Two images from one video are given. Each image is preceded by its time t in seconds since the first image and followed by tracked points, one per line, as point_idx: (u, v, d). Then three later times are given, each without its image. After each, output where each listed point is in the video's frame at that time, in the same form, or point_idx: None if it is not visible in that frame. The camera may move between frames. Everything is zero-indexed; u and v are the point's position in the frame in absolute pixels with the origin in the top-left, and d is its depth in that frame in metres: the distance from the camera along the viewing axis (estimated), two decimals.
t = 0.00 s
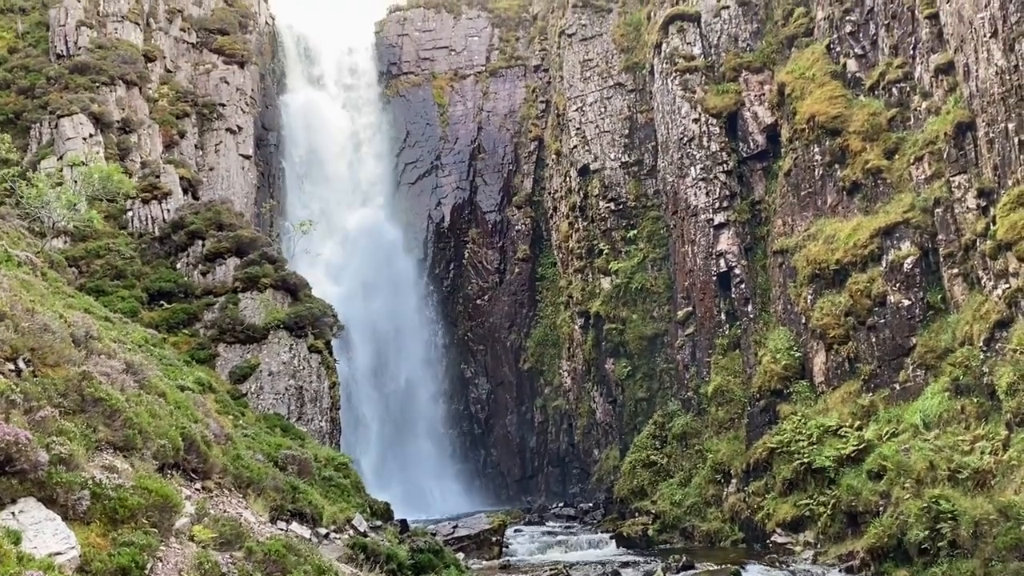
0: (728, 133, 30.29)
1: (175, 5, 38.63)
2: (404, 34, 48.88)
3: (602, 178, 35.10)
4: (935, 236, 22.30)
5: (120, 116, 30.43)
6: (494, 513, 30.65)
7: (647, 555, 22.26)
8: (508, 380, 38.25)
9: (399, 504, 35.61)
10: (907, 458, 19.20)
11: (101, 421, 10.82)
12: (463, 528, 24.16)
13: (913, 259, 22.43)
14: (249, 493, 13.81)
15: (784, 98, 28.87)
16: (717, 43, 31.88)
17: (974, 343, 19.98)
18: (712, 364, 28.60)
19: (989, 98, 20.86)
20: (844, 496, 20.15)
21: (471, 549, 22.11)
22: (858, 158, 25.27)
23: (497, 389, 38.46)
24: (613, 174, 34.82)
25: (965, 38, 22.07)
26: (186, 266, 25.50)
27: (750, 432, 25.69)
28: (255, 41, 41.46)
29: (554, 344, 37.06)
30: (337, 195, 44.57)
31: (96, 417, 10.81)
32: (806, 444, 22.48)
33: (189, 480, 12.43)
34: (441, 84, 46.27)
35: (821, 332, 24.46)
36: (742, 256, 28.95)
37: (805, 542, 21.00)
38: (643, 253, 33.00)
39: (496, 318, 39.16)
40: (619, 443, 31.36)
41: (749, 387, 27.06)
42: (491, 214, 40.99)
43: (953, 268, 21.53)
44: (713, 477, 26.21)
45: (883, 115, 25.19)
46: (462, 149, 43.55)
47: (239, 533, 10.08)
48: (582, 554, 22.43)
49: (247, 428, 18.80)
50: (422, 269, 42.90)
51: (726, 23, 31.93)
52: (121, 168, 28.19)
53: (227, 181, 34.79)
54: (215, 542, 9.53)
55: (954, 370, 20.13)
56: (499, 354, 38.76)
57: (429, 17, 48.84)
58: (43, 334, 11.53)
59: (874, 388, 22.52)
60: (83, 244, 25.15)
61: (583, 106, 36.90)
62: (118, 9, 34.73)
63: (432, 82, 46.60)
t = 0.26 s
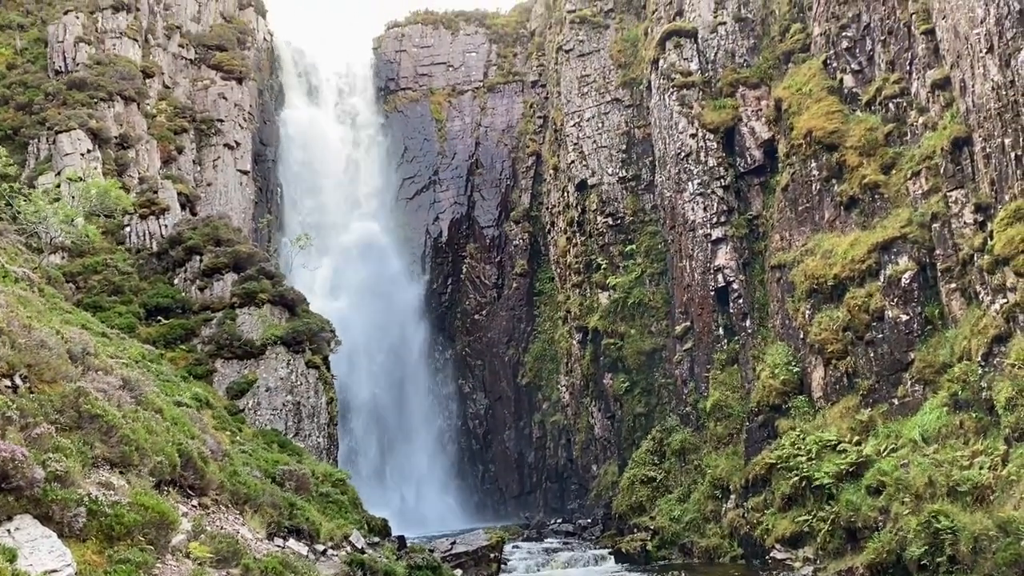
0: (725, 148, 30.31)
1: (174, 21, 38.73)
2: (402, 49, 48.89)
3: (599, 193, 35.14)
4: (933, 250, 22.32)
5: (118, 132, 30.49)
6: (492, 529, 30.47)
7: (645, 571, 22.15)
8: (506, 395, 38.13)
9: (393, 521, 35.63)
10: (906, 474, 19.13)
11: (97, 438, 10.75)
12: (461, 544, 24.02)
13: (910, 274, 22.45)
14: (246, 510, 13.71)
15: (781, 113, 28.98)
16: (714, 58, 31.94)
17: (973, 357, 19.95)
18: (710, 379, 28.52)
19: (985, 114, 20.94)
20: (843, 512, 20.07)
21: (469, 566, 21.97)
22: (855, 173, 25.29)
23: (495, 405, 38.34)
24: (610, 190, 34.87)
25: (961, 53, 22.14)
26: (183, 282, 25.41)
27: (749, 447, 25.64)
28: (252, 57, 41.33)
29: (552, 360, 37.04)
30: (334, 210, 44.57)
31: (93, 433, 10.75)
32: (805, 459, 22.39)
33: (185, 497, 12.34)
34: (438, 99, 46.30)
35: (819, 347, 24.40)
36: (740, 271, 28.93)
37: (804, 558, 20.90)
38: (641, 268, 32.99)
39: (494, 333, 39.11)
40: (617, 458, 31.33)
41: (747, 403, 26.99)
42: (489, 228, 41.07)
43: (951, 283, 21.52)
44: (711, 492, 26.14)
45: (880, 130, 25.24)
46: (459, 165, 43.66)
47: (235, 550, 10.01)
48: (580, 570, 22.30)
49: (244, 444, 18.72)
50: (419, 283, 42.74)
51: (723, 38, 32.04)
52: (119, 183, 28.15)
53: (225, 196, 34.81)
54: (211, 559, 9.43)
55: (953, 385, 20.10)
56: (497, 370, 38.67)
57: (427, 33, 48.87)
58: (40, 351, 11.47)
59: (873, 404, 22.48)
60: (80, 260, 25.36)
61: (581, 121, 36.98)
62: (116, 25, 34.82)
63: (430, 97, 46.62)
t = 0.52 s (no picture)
0: (722, 163, 30.37)
1: (173, 37, 38.89)
2: (400, 65, 49.05)
3: (597, 208, 35.23)
4: (930, 265, 22.36)
5: (117, 148, 30.59)
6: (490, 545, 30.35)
7: None
8: (504, 410, 38.06)
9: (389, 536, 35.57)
10: (904, 489, 19.12)
11: (95, 454, 10.72)
12: (459, 560, 23.94)
13: (908, 288, 22.48)
14: (244, 526, 13.66)
15: (778, 128, 29.04)
16: (711, 74, 31.95)
17: (970, 372, 19.96)
18: (709, 394, 28.49)
19: (981, 129, 21.04)
20: (841, 527, 20.03)
21: None
22: (852, 188, 25.34)
23: (494, 419, 38.28)
24: (608, 205, 34.94)
25: (956, 69, 22.27)
26: (182, 297, 25.49)
27: (747, 462, 25.62)
28: (251, 73, 41.53)
29: (550, 375, 36.93)
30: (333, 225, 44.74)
31: (90, 449, 10.72)
32: (803, 474, 22.32)
33: (183, 513, 12.29)
34: (437, 115, 46.34)
35: (817, 362, 24.38)
36: (737, 285, 28.94)
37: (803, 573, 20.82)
38: (639, 283, 33.02)
39: (493, 348, 39.08)
40: (616, 473, 31.33)
41: (745, 418, 26.96)
42: (487, 243, 41.10)
43: (948, 297, 21.56)
44: (710, 507, 26.09)
45: (876, 145, 25.30)
46: (457, 179, 43.71)
47: (233, 568, 9.97)
48: None
49: (242, 460, 18.68)
50: (417, 297, 42.75)
51: (719, 54, 32.03)
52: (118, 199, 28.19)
53: (223, 211, 34.86)
54: None
55: (951, 399, 20.09)
56: (495, 385, 38.64)
57: (426, 49, 49.11)
58: (38, 367, 11.47)
59: (871, 418, 22.45)
60: (79, 275, 25.19)
61: (578, 136, 37.08)
62: (115, 41, 34.95)
63: (429, 112, 46.67)
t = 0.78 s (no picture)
0: (721, 177, 30.39)
1: (172, 52, 38.95)
2: (398, 78, 48.77)
3: (595, 221, 35.24)
4: (928, 278, 22.37)
5: (115, 162, 30.59)
6: (489, 560, 30.26)
7: None
8: (503, 424, 37.94)
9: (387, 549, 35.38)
10: (904, 502, 19.14)
11: (92, 470, 10.67)
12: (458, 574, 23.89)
13: (907, 301, 22.46)
14: (242, 541, 13.57)
15: (776, 142, 29.03)
16: (709, 88, 31.94)
17: (969, 385, 19.94)
18: (708, 408, 28.43)
19: (979, 142, 21.10)
20: (841, 541, 20.00)
21: None
22: (850, 202, 25.34)
23: (492, 433, 38.19)
24: (606, 218, 34.96)
25: (954, 83, 22.33)
26: (180, 311, 25.53)
27: (746, 476, 25.57)
28: (251, 88, 41.62)
29: (549, 389, 36.60)
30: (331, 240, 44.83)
31: (88, 465, 10.67)
32: (803, 488, 22.22)
33: (180, 529, 12.20)
34: (435, 128, 46.26)
35: (816, 375, 24.29)
36: (736, 298, 28.90)
37: None
38: (638, 296, 32.99)
39: (491, 361, 38.98)
40: (615, 487, 31.30)
41: (745, 431, 26.89)
42: (486, 256, 41.08)
43: (947, 310, 21.58)
44: (710, 521, 26.01)
45: (874, 159, 25.33)
46: (456, 193, 43.69)
47: None
48: None
49: (240, 475, 18.58)
50: (415, 311, 42.74)
51: (717, 68, 32.02)
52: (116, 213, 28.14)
53: (222, 225, 34.87)
54: None
55: (950, 413, 20.05)
56: (494, 398, 38.56)
57: (424, 63, 48.83)
58: (36, 383, 11.40)
59: (870, 432, 22.39)
60: (77, 290, 25.19)
61: (576, 149, 37.10)
62: (114, 56, 35.00)
63: (427, 126, 46.60)
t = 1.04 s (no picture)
0: (719, 190, 30.48)
1: (171, 66, 39.04)
2: (398, 93, 48.90)
3: (594, 234, 35.24)
4: (927, 290, 22.37)
5: (114, 176, 30.62)
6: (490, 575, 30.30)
7: None
8: (502, 438, 37.81)
9: (388, 564, 35.20)
10: (904, 515, 19.26)
11: (91, 485, 10.69)
12: None
13: (905, 314, 22.47)
14: (241, 557, 13.53)
15: (774, 155, 29.19)
16: (706, 101, 32.03)
17: (968, 398, 19.94)
18: (707, 421, 28.38)
19: (976, 155, 21.17)
20: (841, 555, 20.11)
21: None
22: (848, 215, 25.35)
23: (491, 446, 38.10)
24: (605, 231, 34.99)
25: (951, 96, 22.40)
26: (178, 325, 25.53)
27: (746, 489, 25.57)
28: (249, 102, 41.56)
29: (548, 402, 36.59)
30: (329, 253, 44.82)
31: (87, 480, 10.70)
32: (803, 501, 22.17)
33: (179, 545, 12.14)
34: (434, 142, 46.41)
35: (816, 388, 24.19)
36: (734, 311, 28.88)
37: None
38: (636, 309, 32.98)
39: (490, 375, 38.90)
40: (614, 501, 31.35)
41: (744, 444, 26.84)
42: (485, 270, 41.06)
43: (945, 323, 21.59)
44: (710, 535, 25.99)
45: (872, 172, 25.37)
46: (454, 206, 43.71)
47: None
48: None
49: (238, 490, 18.51)
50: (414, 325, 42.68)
51: (715, 82, 32.13)
52: (114, 228, 28.10)
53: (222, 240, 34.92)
54: None
55: (949, 425, 20.01)
56: (493, 412, 38.48)
57: (423, 77, 48.96)
58: (35, 398, 11.48)
59: (870, 445, 22.33)
60: (76, 304, 25.02)
61: (575, 163, 37.16)
62: (113, 70, 35.07)
63: (426, 139, 46.73)
